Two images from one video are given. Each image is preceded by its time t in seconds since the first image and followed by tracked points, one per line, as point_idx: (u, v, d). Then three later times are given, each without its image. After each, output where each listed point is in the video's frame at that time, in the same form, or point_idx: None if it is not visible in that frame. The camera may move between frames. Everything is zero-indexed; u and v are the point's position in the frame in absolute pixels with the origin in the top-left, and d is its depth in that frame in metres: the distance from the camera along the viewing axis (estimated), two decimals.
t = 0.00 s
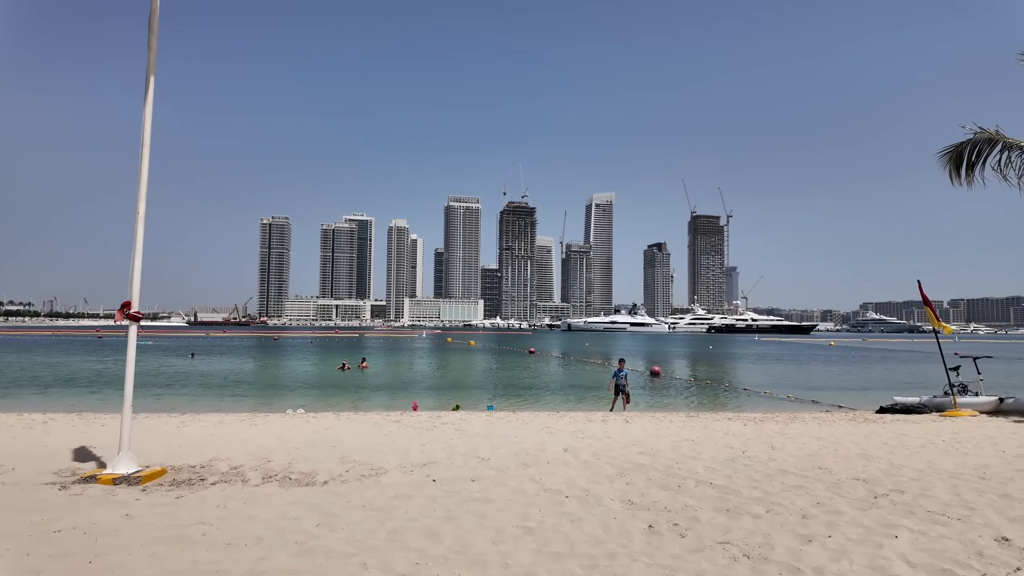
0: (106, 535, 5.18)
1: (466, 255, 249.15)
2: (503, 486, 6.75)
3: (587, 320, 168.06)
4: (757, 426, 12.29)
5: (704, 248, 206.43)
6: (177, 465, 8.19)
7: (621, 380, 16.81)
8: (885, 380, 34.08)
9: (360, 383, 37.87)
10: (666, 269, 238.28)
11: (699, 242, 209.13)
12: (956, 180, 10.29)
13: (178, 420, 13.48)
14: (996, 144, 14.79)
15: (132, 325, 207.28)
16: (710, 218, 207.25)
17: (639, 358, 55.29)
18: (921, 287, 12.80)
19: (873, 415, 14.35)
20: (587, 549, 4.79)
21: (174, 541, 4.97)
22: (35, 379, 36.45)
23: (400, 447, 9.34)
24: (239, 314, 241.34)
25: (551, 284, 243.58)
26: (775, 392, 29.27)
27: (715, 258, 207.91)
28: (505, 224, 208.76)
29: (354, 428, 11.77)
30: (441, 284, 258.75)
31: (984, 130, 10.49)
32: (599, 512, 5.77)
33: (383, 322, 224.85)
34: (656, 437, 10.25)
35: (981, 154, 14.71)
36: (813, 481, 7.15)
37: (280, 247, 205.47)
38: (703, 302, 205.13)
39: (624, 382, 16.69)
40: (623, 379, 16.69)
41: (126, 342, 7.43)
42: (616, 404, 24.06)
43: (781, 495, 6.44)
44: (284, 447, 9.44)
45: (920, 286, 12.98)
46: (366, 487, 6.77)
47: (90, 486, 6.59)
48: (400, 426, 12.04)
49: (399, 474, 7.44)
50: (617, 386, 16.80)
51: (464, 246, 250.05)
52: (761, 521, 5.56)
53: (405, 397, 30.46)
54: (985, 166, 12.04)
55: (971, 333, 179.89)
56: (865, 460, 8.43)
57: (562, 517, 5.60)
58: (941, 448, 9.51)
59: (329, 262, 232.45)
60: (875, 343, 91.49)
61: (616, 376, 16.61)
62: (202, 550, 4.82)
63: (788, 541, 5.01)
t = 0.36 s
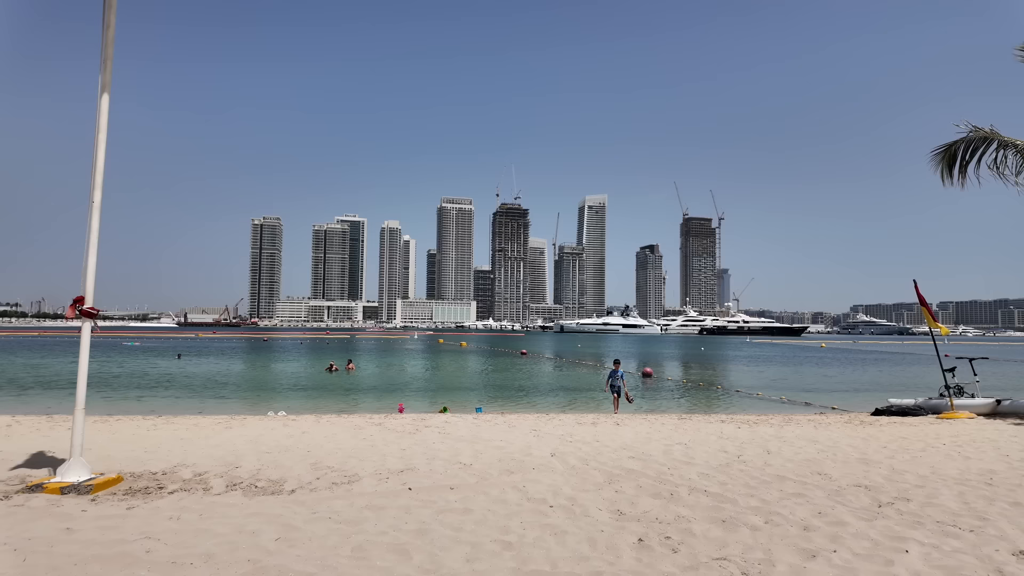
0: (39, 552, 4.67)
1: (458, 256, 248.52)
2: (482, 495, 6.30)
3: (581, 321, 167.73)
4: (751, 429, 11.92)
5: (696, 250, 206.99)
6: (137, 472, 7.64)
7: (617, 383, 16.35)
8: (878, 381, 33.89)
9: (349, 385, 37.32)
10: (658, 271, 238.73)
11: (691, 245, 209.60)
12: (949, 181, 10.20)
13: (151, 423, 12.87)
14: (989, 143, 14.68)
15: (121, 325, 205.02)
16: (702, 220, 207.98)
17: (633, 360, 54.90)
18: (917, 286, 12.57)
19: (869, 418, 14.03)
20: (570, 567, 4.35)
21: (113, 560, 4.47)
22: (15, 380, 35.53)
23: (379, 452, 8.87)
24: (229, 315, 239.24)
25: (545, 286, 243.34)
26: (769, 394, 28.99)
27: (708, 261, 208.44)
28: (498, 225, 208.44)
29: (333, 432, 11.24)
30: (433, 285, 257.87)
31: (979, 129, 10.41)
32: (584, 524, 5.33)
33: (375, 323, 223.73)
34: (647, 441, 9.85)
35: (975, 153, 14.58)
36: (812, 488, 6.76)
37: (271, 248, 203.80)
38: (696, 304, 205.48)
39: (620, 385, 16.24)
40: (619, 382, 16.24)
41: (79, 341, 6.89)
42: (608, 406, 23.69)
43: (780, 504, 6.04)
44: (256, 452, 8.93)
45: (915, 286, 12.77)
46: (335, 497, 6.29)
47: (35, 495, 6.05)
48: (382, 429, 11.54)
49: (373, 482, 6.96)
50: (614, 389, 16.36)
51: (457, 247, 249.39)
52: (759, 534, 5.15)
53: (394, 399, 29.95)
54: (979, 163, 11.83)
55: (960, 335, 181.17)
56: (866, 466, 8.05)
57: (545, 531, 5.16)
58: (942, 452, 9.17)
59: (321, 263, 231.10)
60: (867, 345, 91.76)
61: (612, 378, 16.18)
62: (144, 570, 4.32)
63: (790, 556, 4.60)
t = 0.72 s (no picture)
0: None
1: (458, 258, 248.01)
2: (466, 512, 5.86)
3: (580, 323, 167.39)
4: (753, 436, 11.50)
5: (695, 252, 206.75)
6: (101, 483, 7.19)
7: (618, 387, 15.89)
8: (880, 384, 33.46)
9: (345, 388, 36.82)
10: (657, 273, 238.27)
11: (690, 246, 209.18)
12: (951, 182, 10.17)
13: (128, 429, 12.38)
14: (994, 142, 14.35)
15: (119, 327, 204.21)
16: (701, 222, 207.65)
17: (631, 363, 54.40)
18: (922, 289, 12.24)
19: (874, 424, 13.62)
20: None
21: None
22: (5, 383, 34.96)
23: (362, 463, 8.43)
24: (228, 317, 238.38)
25: (544, 287, 242.91)
26: (769, 398, 28.53)
27: (707, 263, 208.08)
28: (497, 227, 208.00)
29: (318, 439, 10.79)
30: (432, 287, 257.37)
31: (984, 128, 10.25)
32: (573, 546, 4.90)
33: (374, 325, 223.15)
34: (644, 449, 9.43)
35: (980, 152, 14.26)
36: (820, 503, 6.33)
37: (269, 249, 203.09)
38: (695, 306, 205.04)
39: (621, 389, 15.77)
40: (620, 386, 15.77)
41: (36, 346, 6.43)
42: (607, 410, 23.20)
43: (785, 522, 5.62)
44: (233, 462, 8.50)
45: (920, 289, 12.44)
46: (307, 514, 5.83)
47: None
48: (369, 436, 11.09)
49: (351, 497, 6.52)
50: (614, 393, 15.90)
51: (456, 249, 249.01)
52: (764, 558, 4.71)
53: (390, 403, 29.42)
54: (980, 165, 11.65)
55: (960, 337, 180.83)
56: (874, 478, 7.62)
57: (530, 554, 4.72)
58: (953, 462, 8.76)
59: (320, 265, 230.51)
60: (868, 347, 91.39)
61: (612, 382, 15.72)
62: None
63: None
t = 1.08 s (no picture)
0: None
1: (453, 258, 247.24)
2: (441, 522, 5.44)
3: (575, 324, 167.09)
4: (748, 438, 11.13)
5: (690, 253, 206.88)
6: (54, 491, 6.71)
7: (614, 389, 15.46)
8: (876, 385, 33.18)
9: (337, 389, 36.22)
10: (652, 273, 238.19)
11: (686, 247, 208.98)
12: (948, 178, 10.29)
13: (101, 432, 11.87)
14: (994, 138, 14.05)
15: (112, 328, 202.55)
16: (696, 223, 207.75)
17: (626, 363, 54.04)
18: (921, 287, 11.94)
19: (873, 426, 13.27)
20: None
21: None
22: None
23: (339, 467, 7.96)
24: (222, 317, 236.84)
25: (539, 288, 242.59)
26: (765, 399, 28.17)
27: (702, 264, 208.26)
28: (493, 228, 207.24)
29: (295, 443, 10.31)
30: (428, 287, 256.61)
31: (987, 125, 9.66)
32: (554, 562, 4.48)
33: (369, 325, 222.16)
34: (635, 453, 9.02)
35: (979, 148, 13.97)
36: (821, 512, 5.92)
37: (263, 250, 201.84)
38: (690, 307, 205.05)
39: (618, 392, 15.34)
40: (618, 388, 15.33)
41: None
42: (601, 411, 22.72)
43: (785, 533, 5.20)
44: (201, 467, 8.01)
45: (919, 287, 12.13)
46: (269, 525, 5.38)
47: None
48: (350, 439, 10.63)
49: (320, 506, 6.07)
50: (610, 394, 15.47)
51: (451, 249, 248.33)
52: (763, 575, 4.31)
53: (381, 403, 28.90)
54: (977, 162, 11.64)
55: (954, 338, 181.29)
56: (878, 483, 7.21)
57: (507, 571, 4.30)
58: (958, 466, 8.38)
59: (314, 265, 229.39)
60: (863, 348, 91.41)
61: (610, 383, 15.28)
62: None
63: None
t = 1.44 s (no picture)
0: None
1: (453, 259, 246.81)
2: (421, 540, 5.03)
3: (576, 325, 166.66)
4: (751, 444, 10.70)
5: (690, 254, 206.46)
6: (13, 503, 6.31)
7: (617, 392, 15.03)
8: (879, 387, 32.75)
9: (334, 390, 35.86)
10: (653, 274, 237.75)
11: (686, 248, 208.50)
12: (952, 176, 10.56)
13: (81, 436, 11.46)
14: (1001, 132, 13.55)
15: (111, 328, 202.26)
16: (697, 224, 207.32)
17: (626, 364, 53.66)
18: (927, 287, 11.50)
19: (880, 430, 12.86)
20: None
21: None
22: None
23: (319, 477, 7.56)
24: (222, 317, 236.52)
25: (539, 289, 242.26)
26: (766, 401, 27.72)
27: (702, 264, 207.84)
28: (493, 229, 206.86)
29: (278, 448, 9.90)
30: (428, 288, 256.24)
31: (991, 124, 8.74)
32: None
33: (369, 326, 221.79)
34: (632, 460, 8.61)
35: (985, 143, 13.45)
36: (831, 528, 5.50)
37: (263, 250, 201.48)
38: (691, 308, 204.63)
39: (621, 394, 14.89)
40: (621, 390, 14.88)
41: None
42: (601, 413, 22.27)
43: (794, 554, 4.78)
44: (174, 476, 7.61)
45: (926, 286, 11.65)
46: (235, 543, 4.99)
47: None
48: (337, 445, 10.22)
49: (294, 520, 5.67)
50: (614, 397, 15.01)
51: (451, 250, 248.00)
52: None
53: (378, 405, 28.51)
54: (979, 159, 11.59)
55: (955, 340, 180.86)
56: (890, 494, 6.79)
57: None
58: (973, 474, 7.96)
59: (314, 266, 229.12)
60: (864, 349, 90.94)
61: (613, 385, 14.84)
62: None
63: None
